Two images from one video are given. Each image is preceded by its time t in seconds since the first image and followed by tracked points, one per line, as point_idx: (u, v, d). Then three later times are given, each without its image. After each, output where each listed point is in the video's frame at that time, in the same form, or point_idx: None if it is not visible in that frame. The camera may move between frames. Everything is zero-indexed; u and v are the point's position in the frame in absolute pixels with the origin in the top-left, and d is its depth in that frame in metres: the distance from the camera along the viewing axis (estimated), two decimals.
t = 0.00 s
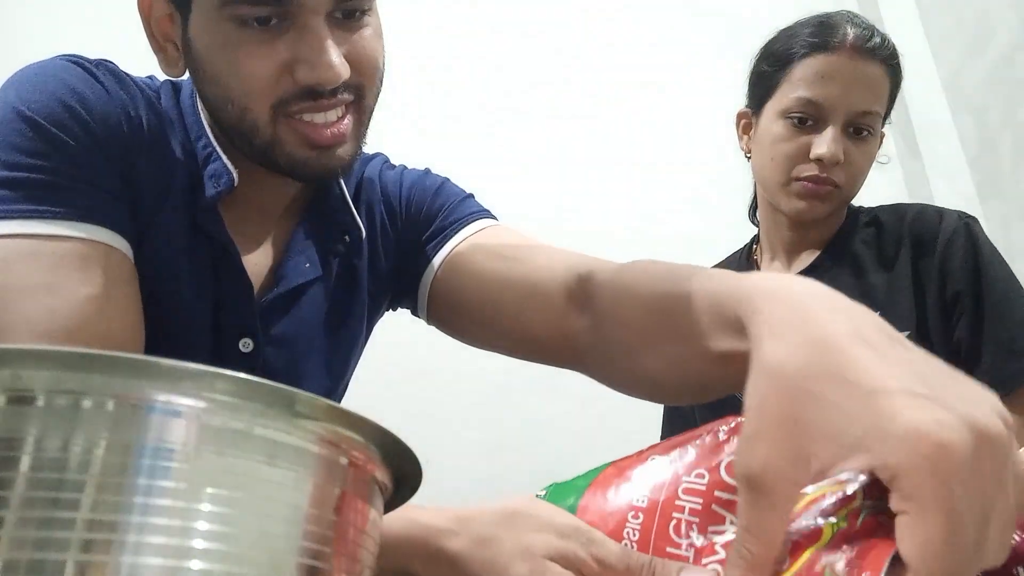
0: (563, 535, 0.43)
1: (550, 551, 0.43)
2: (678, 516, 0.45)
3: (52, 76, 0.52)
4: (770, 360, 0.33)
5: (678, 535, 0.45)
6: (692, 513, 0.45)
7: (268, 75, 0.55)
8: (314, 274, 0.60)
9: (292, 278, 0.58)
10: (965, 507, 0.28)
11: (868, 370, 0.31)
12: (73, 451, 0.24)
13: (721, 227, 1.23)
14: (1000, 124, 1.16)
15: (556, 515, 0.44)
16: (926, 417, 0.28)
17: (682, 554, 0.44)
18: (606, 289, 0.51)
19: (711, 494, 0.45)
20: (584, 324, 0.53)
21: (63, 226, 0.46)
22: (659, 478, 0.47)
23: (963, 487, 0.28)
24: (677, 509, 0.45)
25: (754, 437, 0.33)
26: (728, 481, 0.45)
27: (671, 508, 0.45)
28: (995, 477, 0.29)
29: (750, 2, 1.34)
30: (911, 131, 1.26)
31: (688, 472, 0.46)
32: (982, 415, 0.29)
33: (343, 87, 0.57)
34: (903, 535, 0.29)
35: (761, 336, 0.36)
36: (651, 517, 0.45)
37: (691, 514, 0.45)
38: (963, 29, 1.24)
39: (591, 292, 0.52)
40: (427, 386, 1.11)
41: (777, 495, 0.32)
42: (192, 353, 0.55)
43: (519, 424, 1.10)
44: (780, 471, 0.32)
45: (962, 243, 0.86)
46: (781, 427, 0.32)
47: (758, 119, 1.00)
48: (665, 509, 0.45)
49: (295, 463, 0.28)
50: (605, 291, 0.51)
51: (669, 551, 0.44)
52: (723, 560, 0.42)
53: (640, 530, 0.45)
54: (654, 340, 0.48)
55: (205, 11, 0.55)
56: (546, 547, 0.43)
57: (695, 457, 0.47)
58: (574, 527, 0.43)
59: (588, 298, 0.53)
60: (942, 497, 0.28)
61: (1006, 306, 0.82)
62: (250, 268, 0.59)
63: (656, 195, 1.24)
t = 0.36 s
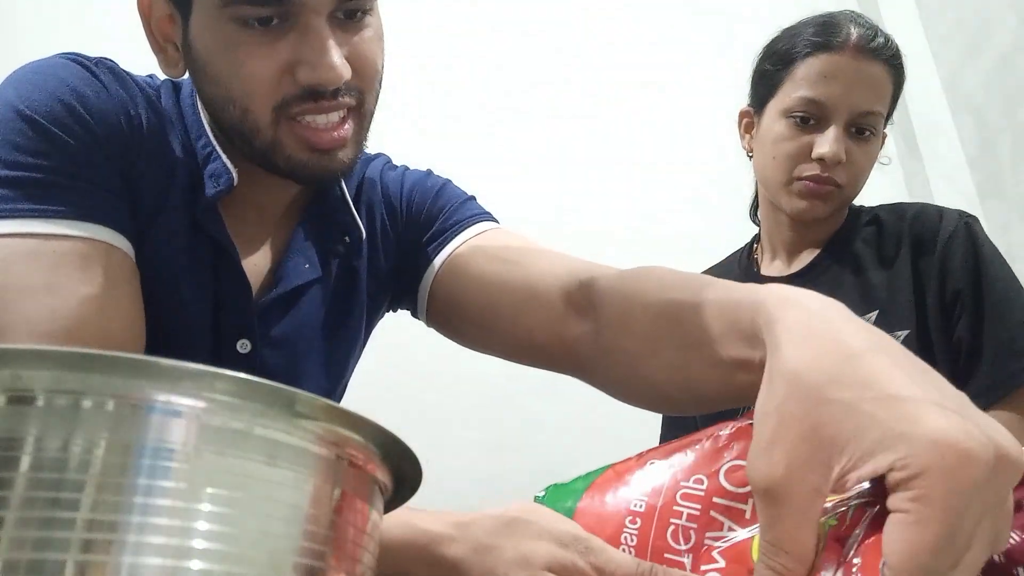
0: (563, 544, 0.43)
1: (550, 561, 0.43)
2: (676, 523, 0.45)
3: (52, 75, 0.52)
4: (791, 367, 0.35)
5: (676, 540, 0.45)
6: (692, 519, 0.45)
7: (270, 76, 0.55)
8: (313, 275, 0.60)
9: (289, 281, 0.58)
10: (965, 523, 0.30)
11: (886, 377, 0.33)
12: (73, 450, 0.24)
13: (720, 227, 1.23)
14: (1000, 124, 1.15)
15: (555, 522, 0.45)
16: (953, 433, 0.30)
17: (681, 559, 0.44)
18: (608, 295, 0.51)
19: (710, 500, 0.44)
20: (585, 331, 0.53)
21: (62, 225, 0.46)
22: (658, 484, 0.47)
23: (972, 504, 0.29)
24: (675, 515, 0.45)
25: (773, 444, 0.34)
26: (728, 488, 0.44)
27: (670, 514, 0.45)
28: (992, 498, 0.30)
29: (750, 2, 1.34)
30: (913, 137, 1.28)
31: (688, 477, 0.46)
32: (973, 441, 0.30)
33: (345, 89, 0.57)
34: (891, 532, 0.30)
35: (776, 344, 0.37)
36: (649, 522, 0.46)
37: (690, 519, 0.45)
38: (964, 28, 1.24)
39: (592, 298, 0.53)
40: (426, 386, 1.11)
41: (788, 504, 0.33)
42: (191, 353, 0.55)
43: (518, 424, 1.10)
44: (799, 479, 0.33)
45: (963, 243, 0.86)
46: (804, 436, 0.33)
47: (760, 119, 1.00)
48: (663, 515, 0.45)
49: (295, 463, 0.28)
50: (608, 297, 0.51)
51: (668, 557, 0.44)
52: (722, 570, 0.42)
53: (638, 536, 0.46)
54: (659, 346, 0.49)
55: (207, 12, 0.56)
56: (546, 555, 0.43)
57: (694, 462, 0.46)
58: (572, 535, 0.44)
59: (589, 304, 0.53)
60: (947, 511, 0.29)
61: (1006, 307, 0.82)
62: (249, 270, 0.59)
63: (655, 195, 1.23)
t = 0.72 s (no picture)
0: (562, 541, 0.44)
1: (549, 558, 0.43)
2: (674, 517, 0.45)
3: (51, 76, 0.52)
4: (784, 372, 0.35)
5: (675, 535, 0.45)
6: (690, 514, 0.45)
7: (270, 77, 0.55)
8: (313, 275, 0.60)
9: (290, 280, 0.58)
10: (961, 516, 0.30)
11: (877, 375, 0.33)
12: (72, 450, 0.24)
13: (721, 226, 1.22)
14: (1000, 124, 1.15)
15: (554, 519, 0.45)
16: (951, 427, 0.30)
17: (679, 555, 0.44)
18: (608, 300, 0.51)
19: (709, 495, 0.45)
20: (584, 336, 0.53)
21: (62, 225, 0.46)
22: (657, 480, 0.47)
23: (969, 498, 0.29)
24: (673, 509, 0.45)
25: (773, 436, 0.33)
26: (727, 483, 0.45)
27: (668, 509, 0.45)
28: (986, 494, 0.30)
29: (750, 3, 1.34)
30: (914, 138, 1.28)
31: (686, 473, 0.46)
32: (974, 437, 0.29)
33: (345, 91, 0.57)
34: (888, 527, 0.30)
35: (765, 354, 0.37)
36: (646, 517, 0.46)
37: (688, 514, 0.45)
38: (964, 28, 1.24)
39: (591, 302, 0.52)
40: (426, 386, 1.11)
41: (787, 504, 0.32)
42: (191, 353, 0.55)
43: (518, 424, 1.10)
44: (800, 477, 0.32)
45: (964, 242, 0.86)
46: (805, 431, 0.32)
47: (762, 116, 1.00)
48: (661, 509, 0.45)
49: (295, 463, 0.28)
50: (607, 302, 0.51)
51: (666, 552, 0.44)
52: (722, 566, 0.41)
53: (636, 531, 0.46)
54: (656, 352, 0.48)
55: (207, 12, 0.56)
56: (543, 551, 0.43)
57: (694, 458, 0.47)
58: (573, 532, 0.44)
59: (587, 308, 0.53)
60: (943, 506, 0.29)
61: (1007, 306, 0.82)
62: (248, 270, 0.59)
63: (655, 195, 1.23)
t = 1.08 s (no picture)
0: (564, 540, 0.42)
1: (550, 556, 0.41)
2: (672, 514, 0.43)
3: (51, 76, 0.52)
4: (772, 382, 0.34)
5: (674, 534, 0.43)
6: (688, 510, 0.43)
7: (271, 82, 0.55)
8: (314, 277, 0.60)
9: (291, 280, 0.58)
10: (954, 508, 0.29)
11: (862, 372, 0.32)
12: (72, 450, 0.24)
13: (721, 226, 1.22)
14: (999, 124, 1.15)
15: (555, 518, 0.43)
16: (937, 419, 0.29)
17: (679, 553, 0.42)
18: (605, 304, 0.51)
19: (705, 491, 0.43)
20: (581, 339, 0.53)
21: (63, 225, 0.46)
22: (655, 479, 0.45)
23: (958, 490, 0.29)
24: (671, 506, 0.43)
25: (766, 439, 0.32)
26: (725, 480, 0.43)
27: (666, 506, 0.44)
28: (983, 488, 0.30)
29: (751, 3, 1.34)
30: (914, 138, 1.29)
31: (683, 469, 0.44)
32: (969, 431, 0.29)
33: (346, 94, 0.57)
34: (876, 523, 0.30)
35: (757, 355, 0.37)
36: (644, 515, 0.44)
37: (686, 510, 0.43)
38: (964, 28, 1.24)
39: (589, 306, 0.52)
40: (426, 386, 1.12)
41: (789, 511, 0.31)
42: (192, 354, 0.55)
43: (517, 424, 1.10)
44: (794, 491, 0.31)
45: (965, 242, 0.86)
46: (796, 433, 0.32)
47: (759, 114, 1.00)
48: (660, 507, 0.44)
49: (294, 463, 0.28)
50: (604, 307, 0.51)
51: (665, 549, 0.43)
52: (723, 564, 0.40)
53: (635, 528, 0.44)
54: (654, 361, 0.48)
55: (208, 14, 0.55)
56: (544, 549, 0.42)
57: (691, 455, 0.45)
58: (574, 530, 0.42)
59: (585, 313, 0.53)
60: (933, 503, 0.29)
61: (1008, 307, 0.82)
62: (249, 271, 0.59)
63: (654, 195, 1.23)
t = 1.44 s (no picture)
0: (565, 529, 0.40)
1: (551, 545, 0.40)
2: (670, 505, 0.40)
3: (54, 79, 0.52)
4: (761, 374, 0.32)
5: (671, 524, 0.40)
6: (686, 501, 0.40)
7: (275, 84, 0.55)
8: (316, 278, 0.60)
9: (293, 284, 0.58)
10: (945, 486, 0.27)
11: (848, 362, 0.30)
12: (72, 450, 0.24)
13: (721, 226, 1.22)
14: (1000, 127, 1.15)
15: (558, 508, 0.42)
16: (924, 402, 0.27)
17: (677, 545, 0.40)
18: (598, 305, 0.51)
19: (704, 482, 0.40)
20: (577, 340, 0.53)
21: (66, 226, 0.46)
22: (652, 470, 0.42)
23: (949, 463, 0.27)
24: (669, 497, 0.40)
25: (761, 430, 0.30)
26: (721, 471, 0.39)
27: (663, 497, 0.41)
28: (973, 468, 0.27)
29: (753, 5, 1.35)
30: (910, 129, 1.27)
31: (681, 459, 0.41)
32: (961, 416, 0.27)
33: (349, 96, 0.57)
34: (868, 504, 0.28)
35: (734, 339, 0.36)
36: (643, 506, 0.41)
37: (684, 501, 0.40)
38: (964, 28, 1.24)
39: (584, 307, 0.52)
40: (427, 385, 1.11)
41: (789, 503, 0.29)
42: (195, 355, 0.55)
43: (519, 424, 1.10)
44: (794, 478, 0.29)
45: (966, 243, 0.87)
46: (790, 421, 0.29)
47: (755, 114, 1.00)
48: (656, 499, 0.41)
49: (295, 463, 0.28)
50: (596, 308, 0.51)
51: (664, 541, 0.40)
52: (722, 552, 0.38)
53: (632, 521, 0.41)
54: (642, 364, 0.48)
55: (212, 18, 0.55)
56: (546, 538, 0.41)
57: (688, 446, 0.42)
58: (575, 520, 0.41)
59: (580, 314, 0.53)
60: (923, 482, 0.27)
61: (1009, 308, 0.82)
62: (253, 273, 0.59)
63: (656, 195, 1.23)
